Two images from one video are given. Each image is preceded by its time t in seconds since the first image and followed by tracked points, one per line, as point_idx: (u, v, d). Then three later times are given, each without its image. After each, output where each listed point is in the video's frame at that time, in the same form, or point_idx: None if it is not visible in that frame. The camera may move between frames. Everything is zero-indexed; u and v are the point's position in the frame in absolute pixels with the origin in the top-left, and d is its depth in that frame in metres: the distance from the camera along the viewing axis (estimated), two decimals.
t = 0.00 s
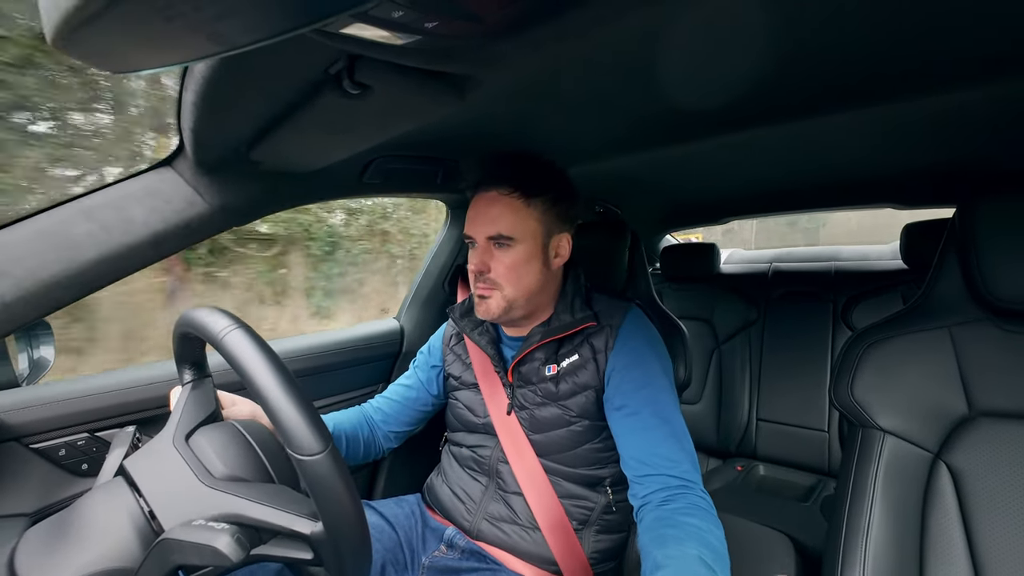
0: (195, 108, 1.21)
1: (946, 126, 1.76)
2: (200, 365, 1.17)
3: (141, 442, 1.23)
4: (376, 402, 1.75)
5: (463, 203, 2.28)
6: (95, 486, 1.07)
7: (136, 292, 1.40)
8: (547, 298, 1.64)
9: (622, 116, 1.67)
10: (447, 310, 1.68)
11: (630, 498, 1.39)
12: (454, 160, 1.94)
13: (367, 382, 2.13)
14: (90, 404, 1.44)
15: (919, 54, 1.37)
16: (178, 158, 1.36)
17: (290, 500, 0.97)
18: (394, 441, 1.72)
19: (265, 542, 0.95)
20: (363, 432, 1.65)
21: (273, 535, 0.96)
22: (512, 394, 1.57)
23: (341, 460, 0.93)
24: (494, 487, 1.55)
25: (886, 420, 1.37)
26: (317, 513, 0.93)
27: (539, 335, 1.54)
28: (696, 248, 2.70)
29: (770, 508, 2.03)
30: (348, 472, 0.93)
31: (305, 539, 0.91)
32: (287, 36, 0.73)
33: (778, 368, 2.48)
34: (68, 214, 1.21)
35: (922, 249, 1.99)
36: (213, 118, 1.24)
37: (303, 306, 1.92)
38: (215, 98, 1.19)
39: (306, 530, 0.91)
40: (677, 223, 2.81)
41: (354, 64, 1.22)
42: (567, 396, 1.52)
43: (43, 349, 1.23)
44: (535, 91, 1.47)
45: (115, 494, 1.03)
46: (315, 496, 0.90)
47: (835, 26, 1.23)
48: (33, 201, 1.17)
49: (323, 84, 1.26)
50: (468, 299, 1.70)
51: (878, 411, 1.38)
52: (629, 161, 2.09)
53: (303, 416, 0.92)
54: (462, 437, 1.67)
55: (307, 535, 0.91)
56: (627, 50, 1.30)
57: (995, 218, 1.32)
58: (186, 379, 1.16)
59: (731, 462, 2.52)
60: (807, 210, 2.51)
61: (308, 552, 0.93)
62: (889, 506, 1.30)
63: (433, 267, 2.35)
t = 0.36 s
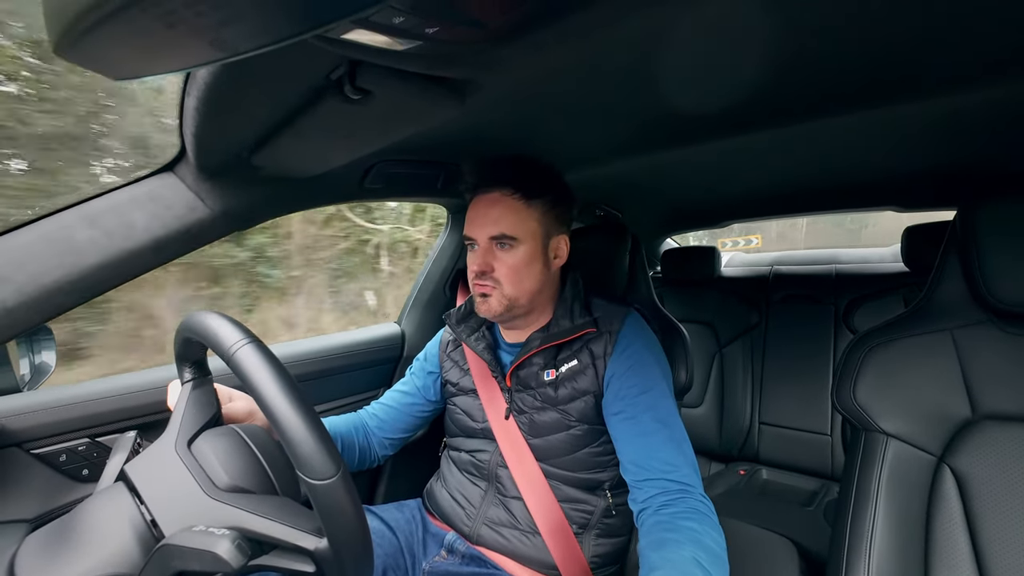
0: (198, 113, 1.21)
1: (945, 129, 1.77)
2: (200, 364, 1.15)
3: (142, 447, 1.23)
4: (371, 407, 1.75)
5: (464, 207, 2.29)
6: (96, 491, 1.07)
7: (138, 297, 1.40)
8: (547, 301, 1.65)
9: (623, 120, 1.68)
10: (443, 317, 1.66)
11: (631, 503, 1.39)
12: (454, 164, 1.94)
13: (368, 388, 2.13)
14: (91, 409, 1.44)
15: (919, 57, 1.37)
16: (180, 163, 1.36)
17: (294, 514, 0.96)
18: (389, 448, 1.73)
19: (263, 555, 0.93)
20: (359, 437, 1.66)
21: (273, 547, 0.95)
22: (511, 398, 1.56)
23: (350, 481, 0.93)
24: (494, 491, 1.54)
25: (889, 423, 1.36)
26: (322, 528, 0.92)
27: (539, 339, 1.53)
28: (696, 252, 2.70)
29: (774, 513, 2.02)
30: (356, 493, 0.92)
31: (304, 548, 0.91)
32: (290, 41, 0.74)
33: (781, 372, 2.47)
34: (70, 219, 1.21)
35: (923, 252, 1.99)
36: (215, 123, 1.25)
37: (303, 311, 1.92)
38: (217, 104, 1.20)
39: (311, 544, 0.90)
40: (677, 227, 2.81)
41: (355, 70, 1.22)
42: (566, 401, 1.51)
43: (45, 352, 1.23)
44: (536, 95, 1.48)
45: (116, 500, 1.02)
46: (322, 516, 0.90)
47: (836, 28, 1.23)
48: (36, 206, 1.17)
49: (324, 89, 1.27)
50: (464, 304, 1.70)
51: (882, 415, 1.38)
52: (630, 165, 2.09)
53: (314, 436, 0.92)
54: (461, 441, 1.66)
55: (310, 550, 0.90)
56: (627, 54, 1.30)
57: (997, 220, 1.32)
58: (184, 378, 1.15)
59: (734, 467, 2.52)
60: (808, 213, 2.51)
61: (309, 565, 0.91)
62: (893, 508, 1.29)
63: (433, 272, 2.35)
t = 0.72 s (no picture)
0: (194, 110, 1.21)
1: (942, 128, 1.77)
2: (197, 364, 1.16)
3: (140, 445, 1.23)
4: (371, 405, 1.75)
5: (462, 206, 2.28)
6: (92, 491, 1.07)
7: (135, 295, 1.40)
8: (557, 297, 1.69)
9: (621, 118, 1.68)
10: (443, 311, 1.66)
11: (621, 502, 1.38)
12: (452, 163, 1.94)
13: (366, 385, 2.13)
14: (87, 408, 1.44)
15: (916, 55, 1.37)
16: (176, 161, 1.36)
17: (291, 510, 0.96)
18: (389, 445, 1.73)
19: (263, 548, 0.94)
20: (360, 435, 1.66)
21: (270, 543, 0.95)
22: (510, 394, 1.57)
23: (348, 478, 0.93)
24: (492, 487, 1.54)
25: (886, 421, 1.37)
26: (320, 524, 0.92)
27: (540, 339, 1.55)
28: (693, 250, 2.70)
29: (771, 510, 2.03)
30: (354, 491, 0.92)
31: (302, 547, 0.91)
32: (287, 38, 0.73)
33: (778, 370, 2.48)
34: (65, 217, 1.21)
35: (920, 251, 2.00)
36: (212, 121, 1.24)
37: (301, 308, 1.91)
38: (213, 102, 1.19)
39: (308, 540, 0.91)
40: (674, 226, 2.81)
41: (352, 67, 1.22)
42: (566, 400, 1.52)
43: (41, 351, 1.25)
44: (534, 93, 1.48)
45: (114, 499, 1.02)
46: (319, 513, 0.89)
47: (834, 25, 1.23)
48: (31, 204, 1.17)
49: (322, 87, 1.26)
50: (466, 300, 1.70)
51: (879, 414, 1.38)
52: (628, 163, 2.09)
53: (312, 432, 0.92)
54: (459, 438, 1.66)
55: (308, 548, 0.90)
56: (625, 52, 1.30)
57: (994, 220, 1.33)
58: (184, 378, 1.15)
59: (731, 464, 2.53)
60: (804, 211, 2.52)
61: (307, 561, 0.91)
62: (890, 506, 1.30)
63: (431, 270, 2.34)
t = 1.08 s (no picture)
0: (194, 109, 1.21)
1: (942, 128, 1.77)
2: (198, 371, 1.16)
3: (139, 444, 1.22)
4: (391, 419, 1.74)
5: (461, 205, 2.28)
6: (92, 489, 1.06)
7: (135, 294, 1.40)
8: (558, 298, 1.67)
9: (621, 118, 1.68)
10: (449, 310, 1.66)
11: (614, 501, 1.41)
12: (452, 162, 1.94)
13: (365, 385, 2.13)
14: (87, 406, 1.44)
15: (916, 56, 1.37)
16: (176, 160, 1.36)
17: (289, 496, 0.96)
18: (416, 455, 1.73)
19: (263, 540, 0.95)
20: (381, 452, 1.63)
21: (270, 534, 0.96)
22: (514, 393, 1.57)
23: (332, 450, 0.93)
24: (494, 485, 1.54)
25: (885, 421, 1.37)
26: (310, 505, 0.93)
27: (544, 338, 1.53)
28: (693, 250, 2.70)
29: (770, 510, 2.03)
30: (338, 461, 0.92)
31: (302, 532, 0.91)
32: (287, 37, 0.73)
33: (777, 370, 2.48)
34: (66, 216, 1.21)
35: (920, 252, 2.00)
36: (212, 119, 1.24)
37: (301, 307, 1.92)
38: (213, 101, 1.19)
39: (298, 523, 0.90)
40: (674, 225, 2.80)
41: (352, 66, 1.22)
42: (569, 398, 1.52)
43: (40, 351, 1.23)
44: (534, 92, 1.48)
45: (112, 497, 1.02)
46: (306, 485, 0.90)
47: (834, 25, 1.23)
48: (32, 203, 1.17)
49: (322, 85, 1.26)
50: (471, 300, 1.69)
51: (878, 413, 1.38)
52: (628, 163, 2.09)
53: (294, 404, 0.92)
54: (461, 437, 1.67)
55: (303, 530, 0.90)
56: (625, 51, 1.30)
57: (993, 221, 1.33)
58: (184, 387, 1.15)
59: (729, 464, 2.53)
60: (804, 211, 2.52)
61: (303, 550, 0.93)
62: (889, 507, 1.30)
63: (431, 269, 2.35)
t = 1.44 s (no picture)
0: (200, 115, 1.22)
1: (948, 125, 1.76)
2: (205, 377, 1.17)
3: (146, 449, 1.23)
4: (399, 420, 1.74)
5: (466, 207, 2.29)
6: (100, 493, 1.07)
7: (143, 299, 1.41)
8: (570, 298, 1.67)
9: (625, 119, 1.68)
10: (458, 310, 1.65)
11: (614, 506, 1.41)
12: (456, 164, 1.94)
13: (371, 388, 2.14)
14: (96, 411, 1.45)
15: (923, 52, 1.36)
16: (182, 165, 1.37)
17: (293, 496, 0.96)
18: (425, 455, 1.74)
19: (271, 541, 0.95)
20: (389, 453, 1.63)
21: (277, 535, 0.96)
22: (523, 394, 1.57)
23: (334, 447, 0.92)
24: (503, 488, 1.54)
25: (892, 420, 1.36)
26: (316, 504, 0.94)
27: (554, 339, 1.53)
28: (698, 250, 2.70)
29: (779, 512, 2.01)
30: (338, 458, 0.91)
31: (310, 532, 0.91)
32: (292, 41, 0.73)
33: (784, 371, 2.47)
34: (74, 222, 1.22)
35: (927, 251, 1.99)
36: (218, 125, 1.25)
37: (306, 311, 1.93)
38: (219, 106, 1.20)
39: (304, 523, 0.91)
40: (679, 225, 2.80)
41: (356, 71, 1.22)
42: (578, 401, 1.51)
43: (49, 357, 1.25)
44: (538, 94, 1.48)
45: (121, 500, 1.03)
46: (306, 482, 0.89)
47: (838, 23, 1.22)
48: (39, 209, 1.18)
49: (325, 90, 1.27)
50: (480, 300, 1.69)
51: (885, 412, 1.37)
52: (631, 164, 2.09)
53: (295, 403, 0.92)
54: (468, 438, 1.66)
55: (308, 531, 0.91)
56: (629, 51, 1.30)
57: (1000, 217, 1.32)
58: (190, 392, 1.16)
59: (737, 466, 2.51)
60: (811, 210, 2.51)
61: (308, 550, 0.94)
62: (898, 508, 1.29)
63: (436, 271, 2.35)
